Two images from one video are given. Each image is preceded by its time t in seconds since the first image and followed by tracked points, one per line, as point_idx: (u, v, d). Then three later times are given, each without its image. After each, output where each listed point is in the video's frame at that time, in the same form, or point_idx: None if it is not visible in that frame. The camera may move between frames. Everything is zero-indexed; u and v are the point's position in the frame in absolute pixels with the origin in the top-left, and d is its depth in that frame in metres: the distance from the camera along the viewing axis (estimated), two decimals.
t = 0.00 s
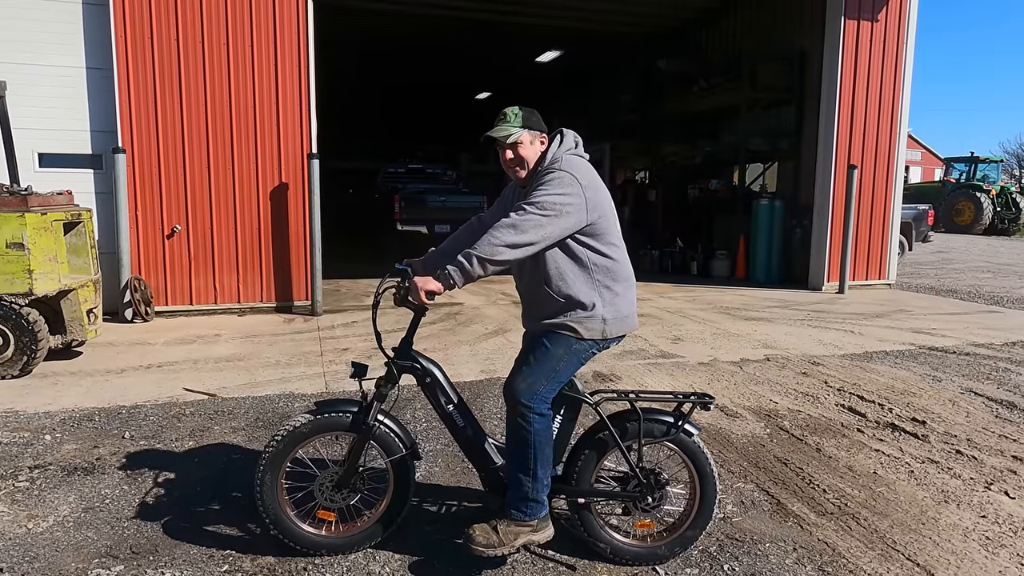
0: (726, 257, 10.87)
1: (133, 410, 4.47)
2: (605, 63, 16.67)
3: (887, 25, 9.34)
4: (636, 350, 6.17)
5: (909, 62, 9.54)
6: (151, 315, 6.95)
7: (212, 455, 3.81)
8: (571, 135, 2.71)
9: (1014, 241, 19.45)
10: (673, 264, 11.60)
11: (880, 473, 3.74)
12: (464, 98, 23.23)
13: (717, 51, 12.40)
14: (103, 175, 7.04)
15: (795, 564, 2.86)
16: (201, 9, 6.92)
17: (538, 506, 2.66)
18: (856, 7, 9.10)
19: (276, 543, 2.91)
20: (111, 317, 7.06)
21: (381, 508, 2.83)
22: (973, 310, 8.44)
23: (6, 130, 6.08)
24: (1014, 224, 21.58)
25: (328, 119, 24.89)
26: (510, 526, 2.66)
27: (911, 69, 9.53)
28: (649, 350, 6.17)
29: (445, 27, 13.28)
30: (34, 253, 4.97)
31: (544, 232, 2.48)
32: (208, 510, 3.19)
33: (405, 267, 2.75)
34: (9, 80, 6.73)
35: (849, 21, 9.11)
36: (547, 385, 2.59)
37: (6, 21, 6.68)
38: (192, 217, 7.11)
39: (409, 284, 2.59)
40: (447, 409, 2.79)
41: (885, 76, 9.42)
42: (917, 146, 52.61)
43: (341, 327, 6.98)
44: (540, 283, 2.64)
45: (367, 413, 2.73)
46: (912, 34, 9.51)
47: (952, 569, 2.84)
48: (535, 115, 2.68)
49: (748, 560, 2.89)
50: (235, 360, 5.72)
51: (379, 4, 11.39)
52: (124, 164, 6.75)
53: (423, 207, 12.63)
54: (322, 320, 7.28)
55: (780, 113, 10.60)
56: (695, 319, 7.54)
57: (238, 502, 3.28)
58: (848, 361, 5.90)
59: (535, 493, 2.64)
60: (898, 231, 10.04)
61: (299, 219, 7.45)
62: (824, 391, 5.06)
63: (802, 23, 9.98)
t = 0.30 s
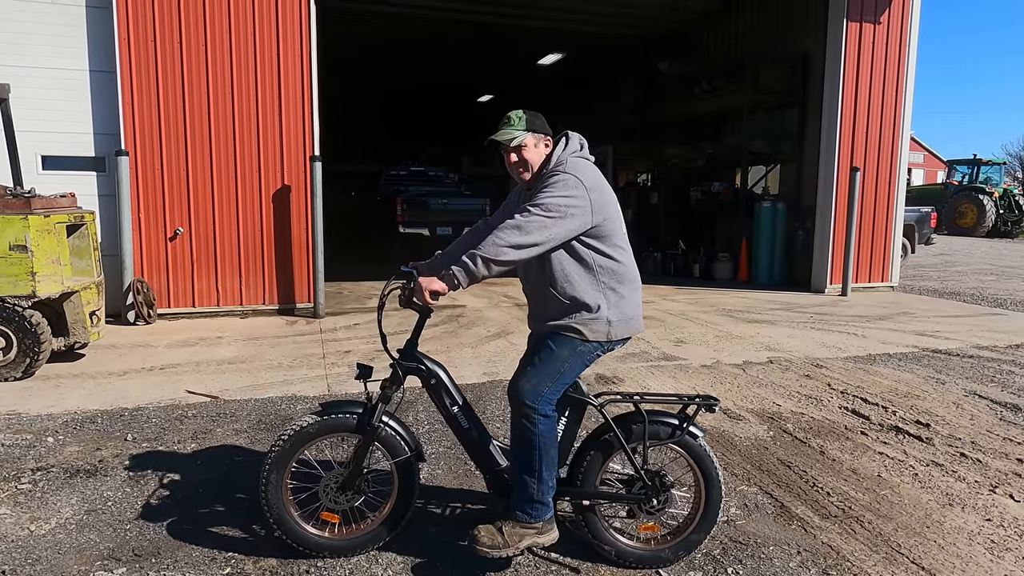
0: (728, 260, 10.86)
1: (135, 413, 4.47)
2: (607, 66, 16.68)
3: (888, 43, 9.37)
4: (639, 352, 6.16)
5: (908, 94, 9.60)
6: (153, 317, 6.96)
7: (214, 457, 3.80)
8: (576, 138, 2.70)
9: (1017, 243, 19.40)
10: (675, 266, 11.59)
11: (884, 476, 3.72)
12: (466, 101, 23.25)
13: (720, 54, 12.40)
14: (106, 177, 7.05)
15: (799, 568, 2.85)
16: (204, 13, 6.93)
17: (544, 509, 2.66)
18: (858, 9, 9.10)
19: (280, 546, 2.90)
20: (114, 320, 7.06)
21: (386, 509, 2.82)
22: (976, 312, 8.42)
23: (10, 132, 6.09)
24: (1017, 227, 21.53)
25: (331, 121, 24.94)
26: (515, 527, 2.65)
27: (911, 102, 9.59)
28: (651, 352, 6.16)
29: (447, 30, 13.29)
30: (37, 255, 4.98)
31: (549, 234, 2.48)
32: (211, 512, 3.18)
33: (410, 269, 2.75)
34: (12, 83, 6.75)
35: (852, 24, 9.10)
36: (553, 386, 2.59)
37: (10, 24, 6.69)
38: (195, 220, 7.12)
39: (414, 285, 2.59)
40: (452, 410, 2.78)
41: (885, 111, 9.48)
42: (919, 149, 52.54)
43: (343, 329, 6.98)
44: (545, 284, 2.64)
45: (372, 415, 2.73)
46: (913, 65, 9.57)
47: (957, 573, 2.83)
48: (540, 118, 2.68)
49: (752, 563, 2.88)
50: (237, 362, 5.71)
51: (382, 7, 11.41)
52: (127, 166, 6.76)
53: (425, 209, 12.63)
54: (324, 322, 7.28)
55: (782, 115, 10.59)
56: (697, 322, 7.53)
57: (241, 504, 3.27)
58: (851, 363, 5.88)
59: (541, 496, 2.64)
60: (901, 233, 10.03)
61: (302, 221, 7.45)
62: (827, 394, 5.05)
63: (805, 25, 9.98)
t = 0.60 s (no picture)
0: (729, 260, 10.87)
1: (136, 413, 4.47)
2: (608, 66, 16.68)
3: (889, 46, 9.36)
4: (640, 352, 6.16)
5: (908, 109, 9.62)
6: (154, 318, 6.96)
7: (215, 457, 3.80)
8: (580, 138, 2.70)
9: (1018, 243, 19.38)
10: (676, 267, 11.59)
11: (885, 476, 3.72)
12: (467, 101, 23.25)
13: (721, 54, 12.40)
14: (107, 177, 7.05)
15: (800, 568, 2.85)
16: (205, 13, 6.94)
17: (553, 511, 2.66)
18: (859, 9, 9.09)
19: (283, 544, 2.91)
20: (115, 320, 7.07)
21: (389, 509, 2.82)
22: (978, 312, 8.41)
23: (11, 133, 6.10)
24: (1018, 227, 21.51)
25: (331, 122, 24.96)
26: (523, 527, 2.66)
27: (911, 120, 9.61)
28: (652, 352, 6.16)
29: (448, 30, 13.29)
30: (38, 255, 4.98)
31: (552, 233, 2.48)
32: (215, 511, 3.19)
33: (416, 269, 2.75)
34: (14, 84, 6.76)
35: (853, 23, 9.09)
36: (559, 390, 2.59)
37: (11, 24, 6.70)
38: (195, 219, 7.12)
39: (417, 284, 2.59)
40: (458, 410, 2.78)
41: (885, 126, 9.50)
42: (919, 149, 52.54)
43: (344, 329, 6.98)
44: (550, 284, 2.64)
45: (376, 414, 2.73)
46: (913, 80, 9.58)
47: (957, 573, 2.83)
48: (545, 121, 2.72)
49: (753, 563, 2.88)
50: (238, 362, 5.72)
51: (383, 7, 11.42)
52: (128, 167, 6.77)
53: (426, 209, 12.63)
54: (326, 322, 7.29)
55: (783, 115, 10.59)
56: (698, 322, 7.52)
57: (245, 503, 3.27)
58: (852, 364, 5.88)
59: (551, 498, 2.64)
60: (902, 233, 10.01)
61: (302, 221, 7.45)
62: (828, 394, 5.04)
63: (806, 25, 9.98)
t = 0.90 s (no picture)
0: (728, 258, 10.86)
1: (136, 412, 4.47)
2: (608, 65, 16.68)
3: (888, 46, 9.37)
4: (639, 351, 6.16)
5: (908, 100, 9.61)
6: (153, 317, 6.96)
7: (215, 456, 3.80)
8: (580, 138, 2.70)
9: (1018, 242, 19.37)
10: (676, 265, 11.59)
11: (884, 475, 3.73)
12: (467, 100, 23.24)
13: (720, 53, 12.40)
14: (107, 176, 7.05)
15: (799, 566, 2.85)
16: (204, 13, 6.94)
17: (555, 509, 2.66)
18: (858, 8, 9.09)
19: (283, 542, 2.91)
20: (114, 319, 7.07)
21: (390, 508, 2.82)
22: (977, 311, 8.41)
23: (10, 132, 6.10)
24: (1018, 226, 21.53)
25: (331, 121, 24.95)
26: (525, 525, 2.66)
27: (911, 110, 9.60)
28: (652, 351, 6.16)
29: (448, 29, 13.28)
30: (37, 254, 4.98)
31: (552, 231, 2.48)
32: (216, 509, 3.19)
33: (417, 268, 2.75)
34: (13, 83, 6.76)
35: (852, 22, 9.09)
36: (561, 388, 2.59)
37: (10, 22, 6.69)
38: (195, 219, 7.12)
39: (417, 282, 2.59)
40: (459, 409, 2.78)
41: (885, 118, 9.49)
42: (919, 148, 52.52)
43: (344, 328, 6.98)
44: (552, 283, 2.64)
45: (378, 412, 2.73)
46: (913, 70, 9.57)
47: (955, 571, 2.83)
48: (541, 119, 2.65)
49: (752, 561, 2.89)
50: (237, 361, 5.72)
51: (382, 6, 11.43)
52: (127, 166, 6.77)
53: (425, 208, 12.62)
54: (325, 321, 7.30)
55: (783, 114, 10.59)
56: (698, 321, 7.53)
57: (246, 501, 3.27)
58: (851, 362, 5.89)
59: (553, 496, 2.64)
60: (902, 232, 10.02)
61: (302, 220, 7.45)
62: (827, 393, 5.04)
63: (805, 24, 9.98)
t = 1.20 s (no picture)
0: (725, 258, 10.88)
1: (131, 411, 4.46)
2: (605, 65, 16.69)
3: (884, 45, 9.39)
4: (636, 351, 6.17)
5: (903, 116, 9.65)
6: (149, 317, 6.94)
7: (211, 456, 3.79)
8: (578, 138, 2.70)
9: (1013, 242, 19.43)
10: (672, 265, 11.60)
11: (880, 474, 3.74)
12: (464, 100, 23.25)
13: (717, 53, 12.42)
14: (102, 176, 7.03)
15: (794, 565, 2.86)
16: (200, 13, 6.93)
17: (552, 509, 2.66)
18: (854, 8, 9.12)
19: (280, 542, 2.91)
20: (110, 319, 7.06)
21: (387, 507, 2.82)
22: (972, 311, 8.44)
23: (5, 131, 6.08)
24: (1013, 226, 21.62)
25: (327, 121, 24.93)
26: (522, 524, 2.66)
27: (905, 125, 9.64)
28: (648, 351, 6.17)
29: (444, 29, 13.28)
30: (32, 254, 4.97)
31: (550, 231, 2.48)
32: (212, 509, 3.19)
33: (414, 267, 2.75)
34: (8, 82, 6.74)
35: (848, 22, 9.12)
36: (558, 387, 2.59)
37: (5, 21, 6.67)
38: (191, 218, 7.11)
39: (414, 281, 2.58)
40: (457, 408, 2.78)
41: (879, 135, 9.54)
42: (915, 148, 52.68)
43: (341, 328, 6.98)
44: (549, 283, 2.64)
45: (376, 411, 2.73)
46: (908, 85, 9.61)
47: (951, 570, 2.84)
48: (530, 125, 2.60)
49: (747, 560, 2.89)
50: (233, 361, 5.71)
51: (379, 6, 11.43)
52: (123, 166, 6.76)
53: (422, 208, 12.60)
54: (322, 321, 7.29)
55: (779, 114, 10.61)
56: (694, 320, 7.54)
57: (243, 502, 3.26)
58: (847, 362, 5.90)
59: (550, 496, 2.64)
60: (897, 232, 10.04)
61: (298, 219, 7.44)
62: (823, 392, 5.05)
63: (801, 24, 10.01)
